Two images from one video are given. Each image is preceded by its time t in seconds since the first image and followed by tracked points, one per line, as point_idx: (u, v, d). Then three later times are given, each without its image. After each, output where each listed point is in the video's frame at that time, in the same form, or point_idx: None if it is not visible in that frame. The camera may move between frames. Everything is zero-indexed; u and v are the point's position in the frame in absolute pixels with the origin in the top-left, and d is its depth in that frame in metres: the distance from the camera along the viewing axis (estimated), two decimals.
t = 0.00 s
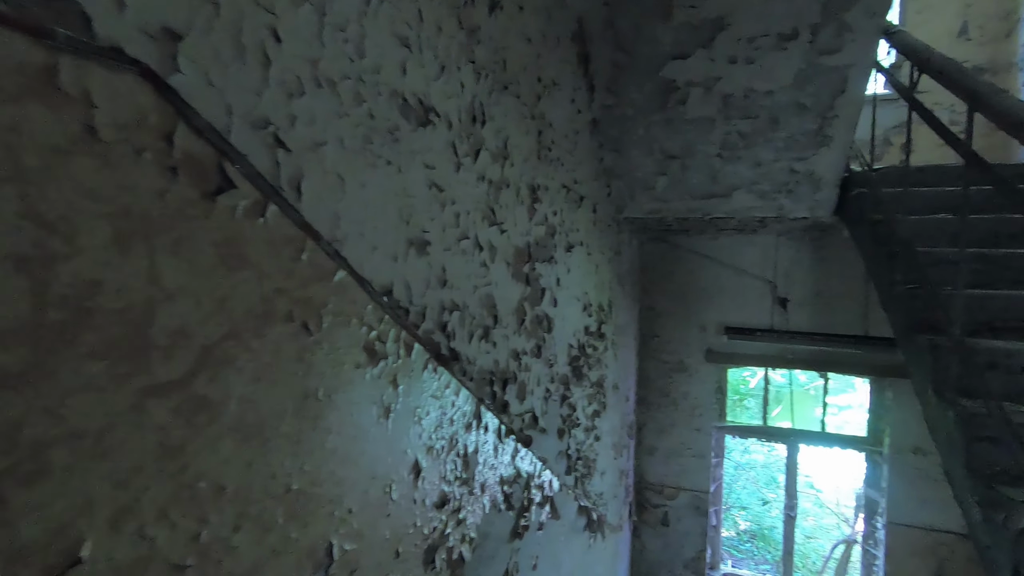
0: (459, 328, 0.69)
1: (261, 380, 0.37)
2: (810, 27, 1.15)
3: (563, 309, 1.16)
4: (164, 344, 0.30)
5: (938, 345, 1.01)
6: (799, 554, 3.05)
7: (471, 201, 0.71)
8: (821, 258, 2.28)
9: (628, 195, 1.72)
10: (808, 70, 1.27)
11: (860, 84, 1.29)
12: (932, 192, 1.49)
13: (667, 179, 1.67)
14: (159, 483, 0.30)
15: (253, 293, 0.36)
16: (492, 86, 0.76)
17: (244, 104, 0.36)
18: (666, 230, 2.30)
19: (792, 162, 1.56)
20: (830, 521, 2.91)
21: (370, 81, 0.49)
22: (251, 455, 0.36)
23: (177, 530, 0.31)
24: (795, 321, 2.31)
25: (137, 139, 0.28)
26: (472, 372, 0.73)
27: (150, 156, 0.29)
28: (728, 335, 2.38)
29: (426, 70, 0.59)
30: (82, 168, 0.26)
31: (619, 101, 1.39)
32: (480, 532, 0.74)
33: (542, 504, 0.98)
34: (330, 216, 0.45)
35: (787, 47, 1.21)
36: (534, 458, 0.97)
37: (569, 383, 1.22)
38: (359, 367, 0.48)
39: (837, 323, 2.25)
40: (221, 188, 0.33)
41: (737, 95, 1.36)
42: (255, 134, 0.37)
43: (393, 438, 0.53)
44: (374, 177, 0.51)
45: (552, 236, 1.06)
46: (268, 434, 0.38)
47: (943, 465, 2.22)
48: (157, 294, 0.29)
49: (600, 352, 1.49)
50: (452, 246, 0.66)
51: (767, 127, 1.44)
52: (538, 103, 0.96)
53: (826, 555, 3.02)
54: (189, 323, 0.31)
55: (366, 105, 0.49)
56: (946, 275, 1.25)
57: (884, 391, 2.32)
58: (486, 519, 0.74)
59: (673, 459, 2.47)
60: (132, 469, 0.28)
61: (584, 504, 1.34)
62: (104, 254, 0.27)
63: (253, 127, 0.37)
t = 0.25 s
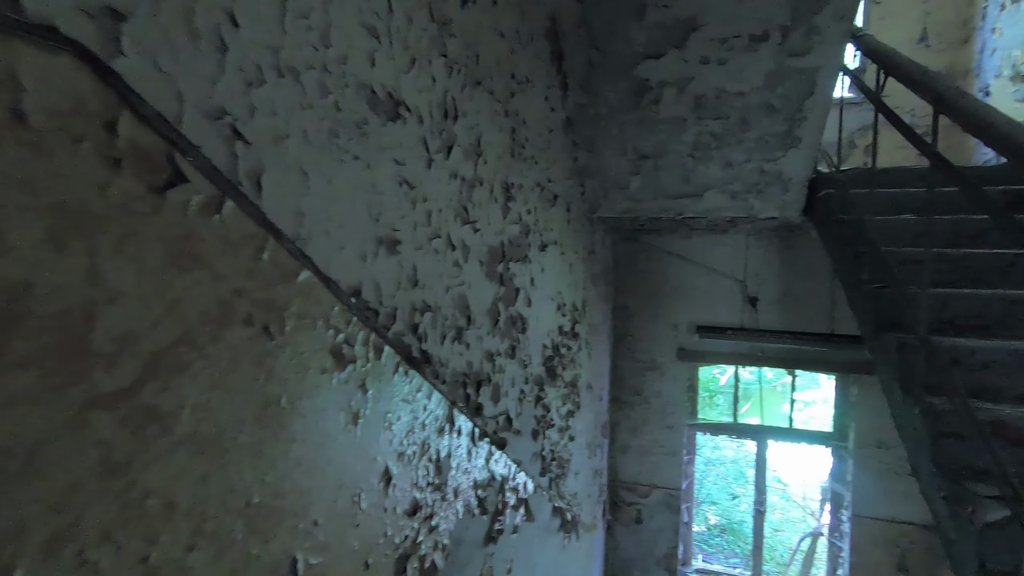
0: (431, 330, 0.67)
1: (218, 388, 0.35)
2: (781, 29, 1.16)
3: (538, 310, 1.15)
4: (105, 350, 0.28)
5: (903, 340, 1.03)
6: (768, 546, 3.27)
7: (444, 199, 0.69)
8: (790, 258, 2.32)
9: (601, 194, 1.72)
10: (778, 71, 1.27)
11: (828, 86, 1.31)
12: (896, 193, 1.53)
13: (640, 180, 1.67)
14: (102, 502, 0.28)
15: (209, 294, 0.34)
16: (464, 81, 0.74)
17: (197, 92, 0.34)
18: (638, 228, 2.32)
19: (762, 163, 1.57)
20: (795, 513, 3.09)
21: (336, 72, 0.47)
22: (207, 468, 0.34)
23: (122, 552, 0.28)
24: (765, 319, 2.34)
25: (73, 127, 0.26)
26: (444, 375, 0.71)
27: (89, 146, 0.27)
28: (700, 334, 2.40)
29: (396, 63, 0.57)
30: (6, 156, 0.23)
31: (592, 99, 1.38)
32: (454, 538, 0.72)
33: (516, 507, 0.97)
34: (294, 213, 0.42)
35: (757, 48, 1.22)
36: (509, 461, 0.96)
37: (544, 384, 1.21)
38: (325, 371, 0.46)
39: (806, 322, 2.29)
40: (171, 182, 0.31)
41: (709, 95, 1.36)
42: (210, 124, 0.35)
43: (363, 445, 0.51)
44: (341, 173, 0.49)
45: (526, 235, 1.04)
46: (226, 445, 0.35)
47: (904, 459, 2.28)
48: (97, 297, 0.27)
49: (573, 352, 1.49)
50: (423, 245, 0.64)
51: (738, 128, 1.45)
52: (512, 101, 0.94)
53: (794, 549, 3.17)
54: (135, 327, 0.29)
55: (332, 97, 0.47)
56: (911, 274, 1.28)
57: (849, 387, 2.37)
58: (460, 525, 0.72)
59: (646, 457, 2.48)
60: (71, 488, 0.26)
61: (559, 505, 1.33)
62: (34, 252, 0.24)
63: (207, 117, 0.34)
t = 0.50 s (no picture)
0: (402, 332, 0.64)
1: (166, 401, 0.32)
2: (754, 28, 1.15)
3: (512, 310, 1.13)
4: (30, 359, 0.25)
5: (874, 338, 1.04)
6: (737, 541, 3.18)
7: (416, 195, 0.66)
8: (760, 256, 2.34)
9: (576, 192, 1.71)
10: (752, 72, 1.27)
11: (800, 87, 1.31)
12: (866, 193, 1.55)
13: (614, 179, 1.66)
14: (28, 531, 0.25)
15: (156, 297, 0.31)
16: (436, 73, 0.71)
17: (141, 75, 0.31)
18: (611, 227, 2.33)
19: (734, 162, 1.57)
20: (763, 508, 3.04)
21: (299, 58, 0.44)
22: (154, 488, 0.31)
23: None
24: (736, 318, 2.36)
25: None
26: (416, 379, 0.68)
27: (10, 129, 0.24)
28: (673, 333, 2.41)
29: (364, 51, 0.54)
30: None
31: (567, 96, 1.36)
32: (426, 548, 0.70)
33: (491, 512, 0.94)
34: (253, 208, 0.39)
35: (731, 48, 1.21)
36: (483, 465, 0.93)
37: (518, 385, 1.19)
38: (288, 378, 0.43)
39: (776, 320, 2.32)
40: (110, 172, 0.28)
41: (683, 94, 1.34)
42: (156, 110, 0.32)
43: (329, 455, 0.48)
44: (304, 166, 0.46)
45: (500, 233, 1.02)
46: (175, 463, 0.32)
47: (869, 453, 2.33)
48: (20, 300, 0.24)
49: (547, 353, 1.48)
50: (394, 243, 0.61)
51: (711, 128, 1.44)
52: (486, 95, 0.92)
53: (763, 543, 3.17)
54: (67, 334, 0.26)
55: (295, 85, 0.44)
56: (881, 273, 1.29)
57: (817, 384, 2.41)
58: (433, 534, 0.69)
59: (619, 455, 2.48)
60: None
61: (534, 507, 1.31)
62: None
63: (154, 103, 0.31)
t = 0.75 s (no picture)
0: (375, 334, 0.61)
1: (109, 415, 0.28)
2: (730, 26, 1.14)
3: (489, 309, 1.11)
4: None
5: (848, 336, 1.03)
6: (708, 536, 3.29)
7: (389, 191, 0.63)
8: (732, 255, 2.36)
9: (551, 190, 1.69)
10: (728, 71, 1.26)
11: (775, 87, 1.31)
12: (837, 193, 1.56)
13: (590, 176, 1.64)
14: None
15: (96, 299, 0.27)
16: (410, 63, 0.68)
17: (78, 51, 0.27)
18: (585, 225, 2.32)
19: (709, 162, 1.57)
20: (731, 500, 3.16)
21: (261, 41, 0.41)
22: (95, 513, 0.28)
23: None
24: (709, 316, 2.37)
25: None
26: (390, 383, 0.65)
27: None
28: (647, 332, 2.41)
29: (334, 37, 0.51)
30: None
31: (543, 93, 1.34)
32: (400, 559, 0.67)
33: (467, 517, 0.92)
34: (210, 202, 0.36)
35: (707, 46, 1.19)
36: (459, 469, 0.91)
37: (494, 386, 1.16)
38: (250, 387, 0.40)
39: (748, 318, 2.34)
40: (39, 157, 0.25)
41: (660, 92, 1.33)
42: (96, 91, 0.28)
43: (296, 467, 0.45)
44: (267, 157, 0.42)
45: (476, 231, 0.99)
46: (120, 483, 0.29)
47: (836, 448, 2.37)
48: None
49: (524, 352, 1.46)
50: (366, 241, 0.58)
51: (687, 126, 1.43)
52: (461, 89, 0.89)
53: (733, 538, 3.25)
54: None
55: (257, 69, 0.41)
56: (854, 272, 1.29)
57: (787, 380, 2.44)
58: (406, 544, 0.66)
59: (594, 455, 2.48)
60: None
61: (510, 509, 1.29)
62: None
63: (93, 82, 0.28)
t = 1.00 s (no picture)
0: (350, 337, 0.58)
1: (49, 434, 0.25)
2: (710, 26, 1.13)
3: (467, 310, 1.08)
4: None
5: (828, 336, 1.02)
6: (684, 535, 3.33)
7: (364, 187, 0.60)
8: (708, 255, 2.37)
9: (529, 189, 1.67)
10: (707, 70, 1.25)
11: (753, 87, 1.30)
12: (813, 194, 1.57)
13: (568, 175, 1.62)
14: None
15: (32, 302, 0.24)
16: (386, 54, 0.65)
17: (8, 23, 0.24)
18: (563, 226, 2.33)
19: (687, 162, 1.56)
20: (705, 497, 3.20)
21: (224, 23, 0.38)
22: (33, 545, 0.24)
23: None
24: (685, 316, 2.38)
25: None
26: (365, 389, 0.62)
27: None
28: (623, 332, 2.41)
29: (305, 22, 0.48)
30: None
31: (521, 90, 1.32)
32: (376, 573, 0.64)
33: (445, 525, 0.89)
34: (167, 196, 0.33)
35: (687, 45, 1.18)
36: (438, 476, 0.88)
37: (473, 389, 1.14)
38: (214, 398, 0.37)
39: (723, 318, 2.35)
40: None
41: (639, 91, 1.31)
42: (29, 69, 0.25)
43: (264, 482, 0.42)
44: (232, 149, 0.39)
45: (454, 231, 0.97)
46: (61, 511, 0.26)
47: (809, 445, 2.40)
48: None
49: (501, 353, 1.43)
50: (339, 240, 0.55)
51: (666, 126, 1.42)
52: (439, 83, 0.86)
53: (707, 535, 3.23)
54: None
55: (218, 53, 0.38)
56: (830, 272, 1.29)
57: (760, 379, 2.46)
58: (383, 557, 0.63)
59: (571, 455, 2.47)
60: None
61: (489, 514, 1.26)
62: None
63: (25, 59, 0.25)
